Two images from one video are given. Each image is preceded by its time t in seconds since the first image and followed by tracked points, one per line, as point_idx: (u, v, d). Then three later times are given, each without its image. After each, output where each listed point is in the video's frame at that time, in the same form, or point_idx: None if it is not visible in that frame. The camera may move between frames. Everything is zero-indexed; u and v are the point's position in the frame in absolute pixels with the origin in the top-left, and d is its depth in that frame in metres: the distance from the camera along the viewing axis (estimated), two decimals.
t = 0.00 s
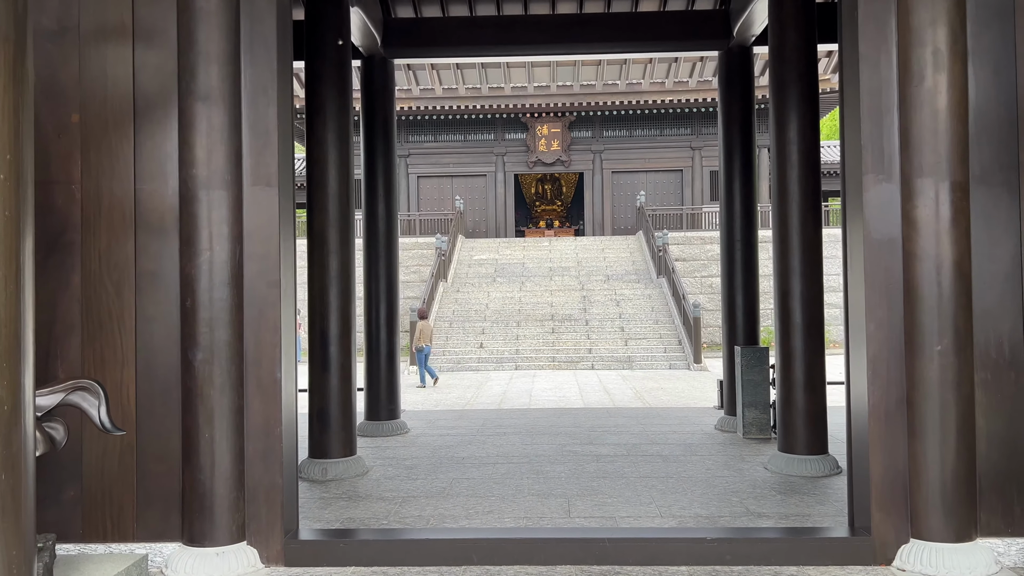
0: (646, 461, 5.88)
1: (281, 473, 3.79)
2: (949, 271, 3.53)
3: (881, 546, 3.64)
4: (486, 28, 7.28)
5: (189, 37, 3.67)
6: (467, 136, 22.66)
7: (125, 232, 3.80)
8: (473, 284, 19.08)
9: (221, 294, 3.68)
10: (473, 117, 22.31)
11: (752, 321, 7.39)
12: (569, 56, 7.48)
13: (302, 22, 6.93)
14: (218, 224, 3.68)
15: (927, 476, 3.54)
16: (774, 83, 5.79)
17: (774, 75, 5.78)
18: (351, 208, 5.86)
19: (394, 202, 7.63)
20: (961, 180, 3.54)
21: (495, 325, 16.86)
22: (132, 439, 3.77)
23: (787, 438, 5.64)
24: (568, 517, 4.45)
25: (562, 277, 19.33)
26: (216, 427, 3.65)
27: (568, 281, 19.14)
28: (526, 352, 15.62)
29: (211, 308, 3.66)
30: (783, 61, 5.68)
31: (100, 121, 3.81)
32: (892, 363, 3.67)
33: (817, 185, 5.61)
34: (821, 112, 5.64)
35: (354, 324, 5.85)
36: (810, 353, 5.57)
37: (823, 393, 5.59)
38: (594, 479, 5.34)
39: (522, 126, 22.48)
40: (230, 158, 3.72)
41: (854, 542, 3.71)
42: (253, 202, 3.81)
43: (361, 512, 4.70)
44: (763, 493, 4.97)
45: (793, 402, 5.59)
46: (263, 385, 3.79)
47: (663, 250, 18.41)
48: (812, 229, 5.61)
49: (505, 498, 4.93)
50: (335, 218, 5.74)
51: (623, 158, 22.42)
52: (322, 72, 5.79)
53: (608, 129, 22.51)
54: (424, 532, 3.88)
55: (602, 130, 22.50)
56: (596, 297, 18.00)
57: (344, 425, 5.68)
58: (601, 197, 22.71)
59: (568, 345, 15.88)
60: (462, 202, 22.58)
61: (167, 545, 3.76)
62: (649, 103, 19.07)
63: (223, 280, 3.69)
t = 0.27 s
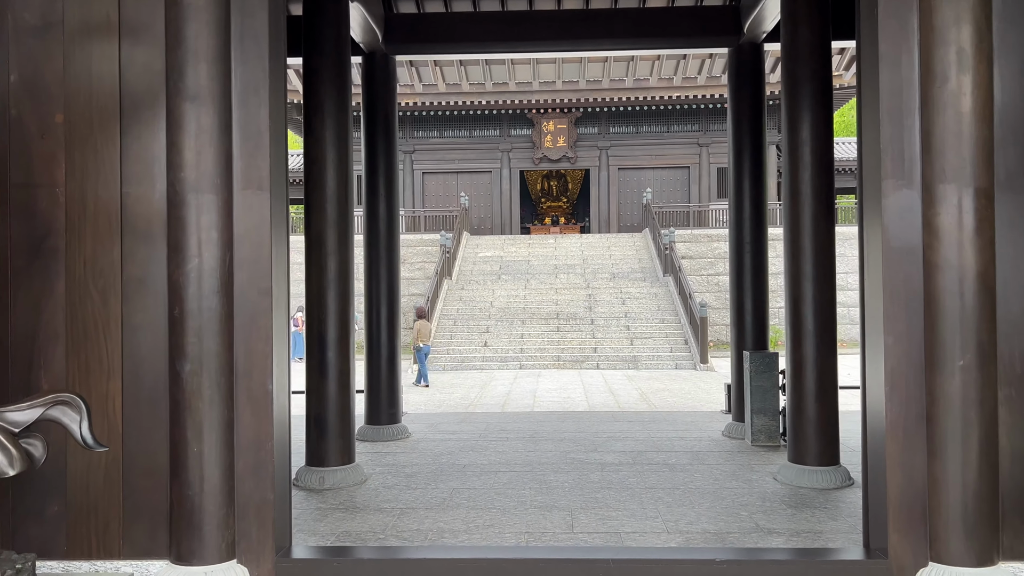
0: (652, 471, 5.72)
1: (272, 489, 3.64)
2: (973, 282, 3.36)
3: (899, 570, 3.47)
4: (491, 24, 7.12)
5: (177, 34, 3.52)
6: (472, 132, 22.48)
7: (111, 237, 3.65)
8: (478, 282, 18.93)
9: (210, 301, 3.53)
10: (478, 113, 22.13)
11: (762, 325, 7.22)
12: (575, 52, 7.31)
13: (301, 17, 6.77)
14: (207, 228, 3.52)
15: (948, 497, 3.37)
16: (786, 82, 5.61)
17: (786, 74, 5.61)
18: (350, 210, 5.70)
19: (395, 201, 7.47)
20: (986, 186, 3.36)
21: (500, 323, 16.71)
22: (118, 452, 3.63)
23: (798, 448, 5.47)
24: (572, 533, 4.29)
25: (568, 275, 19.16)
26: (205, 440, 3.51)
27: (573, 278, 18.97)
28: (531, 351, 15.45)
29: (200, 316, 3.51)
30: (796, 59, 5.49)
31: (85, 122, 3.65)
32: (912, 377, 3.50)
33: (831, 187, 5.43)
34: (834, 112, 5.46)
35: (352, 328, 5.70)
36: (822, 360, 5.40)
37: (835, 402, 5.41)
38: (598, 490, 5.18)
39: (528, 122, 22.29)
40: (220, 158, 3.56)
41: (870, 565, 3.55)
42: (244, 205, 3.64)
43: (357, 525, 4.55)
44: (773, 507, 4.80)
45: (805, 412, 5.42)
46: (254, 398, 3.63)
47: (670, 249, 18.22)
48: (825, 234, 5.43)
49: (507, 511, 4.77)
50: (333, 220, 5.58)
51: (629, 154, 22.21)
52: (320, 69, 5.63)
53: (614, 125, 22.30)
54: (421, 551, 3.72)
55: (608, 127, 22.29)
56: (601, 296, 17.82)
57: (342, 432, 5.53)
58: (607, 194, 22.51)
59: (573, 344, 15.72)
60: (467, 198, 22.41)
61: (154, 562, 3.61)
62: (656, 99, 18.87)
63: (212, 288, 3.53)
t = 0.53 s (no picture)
0: (657, 481, 5.56)
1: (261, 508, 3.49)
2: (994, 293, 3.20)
3: None
4: (494, 21, 6.98)
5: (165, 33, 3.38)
6: (476, 129, 22.33)
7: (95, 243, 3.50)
8: (481, 280, 18.79)
9: (198, 312, 2.54)
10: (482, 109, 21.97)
11: (769, 330, 7.07)
12: (579, 50, 7.16)
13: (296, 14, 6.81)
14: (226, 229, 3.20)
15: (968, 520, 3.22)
16: (797, 82, 5.45)
17: (797, 73, 5.44)
18: (348, 212, 5.56)
19: (395, 202, 7.32)
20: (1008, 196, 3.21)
21: (502, 322, 16.56)
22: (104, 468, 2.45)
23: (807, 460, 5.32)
24: (574, 549, 4.15)
25: (571, 273, 19.01)
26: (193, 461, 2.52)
27: (577, 277, 18.82)
28: (534, 351, 15.31)
29: (187, 327, 2.52)
30: (808, 58, 5.33)
31: (70, 91, 2.37)
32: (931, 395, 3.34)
33: (843, 191, 5.28)
34: (847, 113, 5.30)
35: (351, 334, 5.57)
36: (833, 369, 5.25)
37: (846, 412, 5.26)
38: (602, 502, 5.04)
39: (532, 119, 22.13)
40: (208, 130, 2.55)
41: None
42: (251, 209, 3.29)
43: (352, 539, 4.41)
44: (782, 521, 4.65)
45: (815, 422, 5.27)
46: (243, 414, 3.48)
47: (675, 247, 18.06)
48: (836, 238, 5.28)
49: (507, 524, 4.63)
50: (332, 222, 5.45)
51: (634, 151, 22.03)
52: (318, 67, 5.48)
53: (619, 122, 22.12)
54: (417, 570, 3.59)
55: (613, 124, 22.11)
56: (605, 295, 17.67)
57: (339, 440, 5.39)
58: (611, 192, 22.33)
59: (577, 343, 15.57)
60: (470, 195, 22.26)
61: None
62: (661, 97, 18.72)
63: (200, 299, 2.54)
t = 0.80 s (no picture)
0: (665, 491, 5.37)
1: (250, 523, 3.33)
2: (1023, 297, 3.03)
3: None
4: (495, 18, 6.82)
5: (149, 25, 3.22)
6: (478, 130, 22.19)
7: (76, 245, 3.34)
8: (484, 283, 18.62)
9: (184, 317, 2.16)
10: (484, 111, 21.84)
11: (778, 334, 6.90)
12: (583, 47, 7.00)
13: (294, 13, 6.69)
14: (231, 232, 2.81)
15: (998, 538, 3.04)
16: (809, 79, 5.27)
17: (809, 69, 5.26)
18: (345, 213, 5.40)
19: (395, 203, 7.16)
20: None
21: (505, 325, 16.39)
22: (85, 482, 2.06)
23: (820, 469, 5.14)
24: (579, 564, 3.97)
25: (574, 276, 18.84)
26: (177, 485, 2.12)
27: (580, 280, 18.65)
28: (537, 354, 15.13)
29: (172, 333, 2.14)
30: (820, 54, 5.16)
31: (49, 84, 2.06)
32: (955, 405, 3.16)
33: (857, 191, 5.10)
34: (861, 111, 5.13)
35: (348, 340, 5.40)
36: (846, 376, 5.08)
37: (860, 420, 5.08)
38: (607, 513, 4.85)
39: (535, 121, 21.99)
40: (196, 114, 2.19)
41: None
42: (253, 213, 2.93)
43: (348, 552, 4.23)
44: (795, 534, 4.46)
45: (828, 431, 5.09)
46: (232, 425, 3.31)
47: (679, 250, 17.88)
48: (850, 240, 5.11)
49: (509, 537, 4.44)
50: (329, 224, 5.28)
51: (638, 154, 21.87)
52: (315, 64, 5.32)
53: (623, 124, 21.97)
54: None
55: (616, 126, 21.96)
56: (609, 298, 17.49)
57: (336, 448, 5.22)
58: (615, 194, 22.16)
59: (580, 347, 15.39)
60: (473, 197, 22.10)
61: None
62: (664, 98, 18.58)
63: (187, 302, 2.16)
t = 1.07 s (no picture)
0: (674, 513, 5.16)
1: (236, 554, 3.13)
2: None
3: None
4: (497, 24, 6.65)
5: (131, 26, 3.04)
6: (480, 140, 22.06)
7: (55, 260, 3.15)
8: (486, 293, 18.43)
9: (166, 332, 2.30)
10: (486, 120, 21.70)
11: (790, 347, 6.69)
12: (587, 53, 6.83)
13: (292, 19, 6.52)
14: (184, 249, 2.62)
15: None
16: (822, 84, 5.08)
17: (822, 73, 5.08)
18: (342, 223, 5.22)
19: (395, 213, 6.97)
20: None
21: (507, 336, 16.18)
22: (62, 516, 2.15)
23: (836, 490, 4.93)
24: None
25: (577, 286, 18.64)
26: (160, 498, 2.26)
27: (583, 290, 18.44)
28: (540, 365, 14.90)
29: (153, 352, 2.28)
30: (834, 57, 4.97)
31: (30, 88, 2.14)
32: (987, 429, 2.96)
33: (873, 200, 4.91)
34: (876, 116, 4.94)
35: (344, 355, 5.20)
36: (864, 393, 4.87)
37: (878, 439, 4.87)
38: (615, 537, 4.64)
39: (537, 130, 21.84)
40: (180, 124, 2.33)
41: None
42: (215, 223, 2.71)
43: None
44: (813, 560, 4.25)
45: (845, 450, 4.88)
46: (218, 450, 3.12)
47: (683, 259, 17.69)
48: (866, 249, 4.91)
49: (512, 563, 4.24)
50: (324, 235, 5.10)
51: (641, 163, 21.70)
52: (310, 70, 5.14)
53: (625, 133, 21.81)
54: None
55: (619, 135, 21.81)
56: (612, 308, 17.29)
57: (332, 468, 5.02)
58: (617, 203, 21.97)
59: (584, 358, 15.18)
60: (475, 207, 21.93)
61: None
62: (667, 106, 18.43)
63: (169, 318, 2.30)
